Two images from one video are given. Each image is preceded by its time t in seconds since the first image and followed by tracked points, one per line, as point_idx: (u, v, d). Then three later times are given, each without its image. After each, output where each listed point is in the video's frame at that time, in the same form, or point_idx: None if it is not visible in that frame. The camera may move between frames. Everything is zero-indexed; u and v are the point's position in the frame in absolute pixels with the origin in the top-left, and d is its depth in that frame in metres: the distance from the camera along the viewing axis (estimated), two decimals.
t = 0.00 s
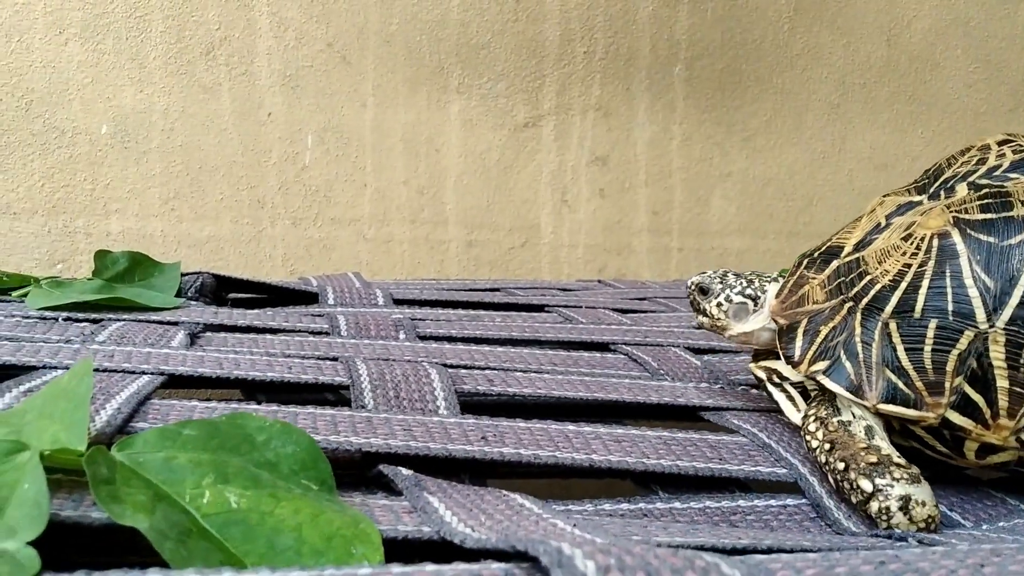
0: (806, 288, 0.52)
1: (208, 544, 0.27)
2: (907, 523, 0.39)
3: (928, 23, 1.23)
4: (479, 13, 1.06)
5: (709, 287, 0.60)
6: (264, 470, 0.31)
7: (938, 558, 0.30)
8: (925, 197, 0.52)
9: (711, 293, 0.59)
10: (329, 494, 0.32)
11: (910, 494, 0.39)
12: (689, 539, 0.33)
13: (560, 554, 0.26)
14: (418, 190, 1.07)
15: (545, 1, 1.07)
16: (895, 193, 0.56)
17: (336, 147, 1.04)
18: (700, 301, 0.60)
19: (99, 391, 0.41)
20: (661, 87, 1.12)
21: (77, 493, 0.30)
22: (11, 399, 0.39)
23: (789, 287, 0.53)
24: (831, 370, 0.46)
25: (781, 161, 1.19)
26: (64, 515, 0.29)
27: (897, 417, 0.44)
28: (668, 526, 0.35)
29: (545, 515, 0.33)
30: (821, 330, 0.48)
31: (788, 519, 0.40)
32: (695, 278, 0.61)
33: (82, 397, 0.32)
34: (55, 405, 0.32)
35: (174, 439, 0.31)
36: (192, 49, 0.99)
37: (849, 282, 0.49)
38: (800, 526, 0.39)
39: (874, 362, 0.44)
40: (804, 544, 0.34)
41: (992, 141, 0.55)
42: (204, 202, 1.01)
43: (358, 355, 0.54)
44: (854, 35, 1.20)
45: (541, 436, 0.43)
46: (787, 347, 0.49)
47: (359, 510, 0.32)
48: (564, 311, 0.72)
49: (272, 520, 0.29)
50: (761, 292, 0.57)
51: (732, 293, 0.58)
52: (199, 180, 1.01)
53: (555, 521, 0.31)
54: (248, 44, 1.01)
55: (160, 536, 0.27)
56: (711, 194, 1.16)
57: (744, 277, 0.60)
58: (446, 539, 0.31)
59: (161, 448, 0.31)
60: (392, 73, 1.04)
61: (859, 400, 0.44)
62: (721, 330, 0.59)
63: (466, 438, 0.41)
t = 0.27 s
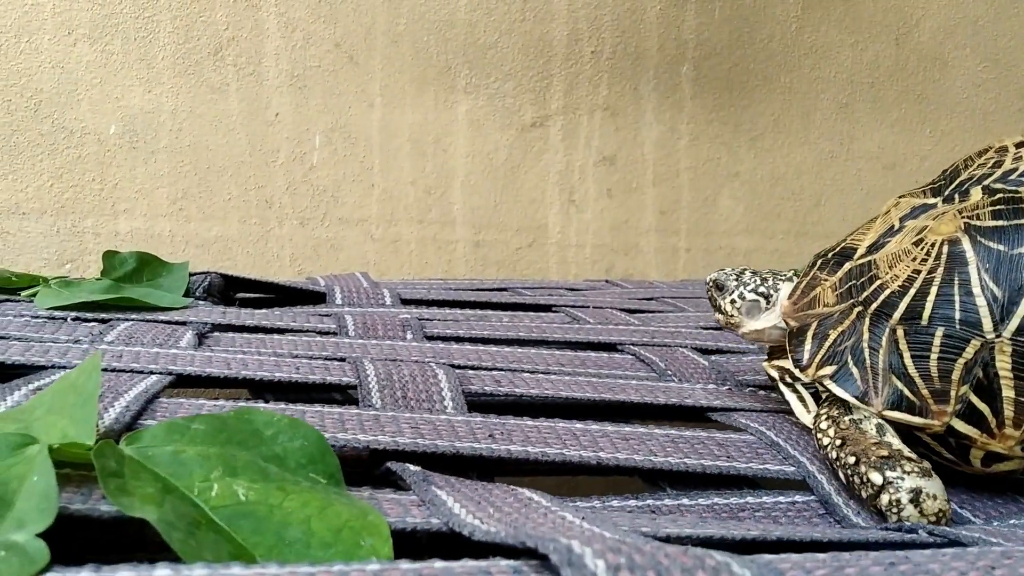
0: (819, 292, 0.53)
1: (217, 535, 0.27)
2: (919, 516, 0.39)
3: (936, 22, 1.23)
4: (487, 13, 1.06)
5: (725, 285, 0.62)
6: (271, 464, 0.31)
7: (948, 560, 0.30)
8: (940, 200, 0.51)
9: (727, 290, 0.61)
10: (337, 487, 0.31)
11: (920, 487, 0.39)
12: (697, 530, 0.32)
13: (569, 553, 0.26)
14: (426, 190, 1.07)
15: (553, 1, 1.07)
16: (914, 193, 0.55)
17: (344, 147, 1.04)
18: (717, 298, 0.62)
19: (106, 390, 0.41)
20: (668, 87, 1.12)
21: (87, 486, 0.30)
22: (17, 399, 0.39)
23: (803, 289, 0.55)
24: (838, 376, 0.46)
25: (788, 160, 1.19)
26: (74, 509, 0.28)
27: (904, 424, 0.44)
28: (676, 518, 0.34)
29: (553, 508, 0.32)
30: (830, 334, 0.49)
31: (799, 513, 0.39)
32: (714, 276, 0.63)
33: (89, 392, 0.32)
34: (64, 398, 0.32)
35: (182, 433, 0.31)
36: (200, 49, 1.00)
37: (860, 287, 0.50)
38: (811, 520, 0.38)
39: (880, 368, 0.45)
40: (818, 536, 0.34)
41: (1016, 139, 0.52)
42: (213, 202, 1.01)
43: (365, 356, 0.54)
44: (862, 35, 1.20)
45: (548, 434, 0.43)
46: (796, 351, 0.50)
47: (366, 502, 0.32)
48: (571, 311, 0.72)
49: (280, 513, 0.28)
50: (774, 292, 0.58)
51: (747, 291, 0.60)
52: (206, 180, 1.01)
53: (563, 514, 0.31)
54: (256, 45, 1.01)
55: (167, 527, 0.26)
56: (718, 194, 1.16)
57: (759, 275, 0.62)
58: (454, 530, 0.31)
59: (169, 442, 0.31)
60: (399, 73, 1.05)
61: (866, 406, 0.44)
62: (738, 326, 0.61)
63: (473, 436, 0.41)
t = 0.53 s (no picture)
0: (823, 291, 0.53)
1: (221, 533, 0.27)
2: (923, 514, 0.38)
3: (941, 21, 1.22)
4: (490, 13, 1.06)
5: (730, 277, 0.64)
6: (276, 461, 0.31)
7: (954, 559, 0.30)
8: (945, 200, 0.51)
9: (730, 282, 0.64)
10: (341, 485, 0.32)
11: (923, 484, 0.39)
12: (701, 528, 0.32)
13: (575, 550, 0.26)
14: (429, 190, 1.07)
15: (556, 1, 1.07)
16: (920, 193, 0.55)
17: (347, 146, 1.04)
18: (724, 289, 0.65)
19: (110, 389, 0.41)
20: (672, 87, 1.12)
21: (91, 484, 0.30)
22: (22, 397, 0.39)
23: (807, 288, 0.55)
24: (841, 375, 0.47)
25: (792, 160, 1.19)
26: (79, 505, 0.28)
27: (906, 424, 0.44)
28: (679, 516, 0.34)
29: (557, 506, 0.32)
30: (833, 333, 0.49)
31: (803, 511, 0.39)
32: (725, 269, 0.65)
33: (94, 389, 0.32)
34: (67, 396, 0.32)
35: (186, 431, 0.31)
36: (204, 50, 1.00)
37: (863, 286, 0.50)
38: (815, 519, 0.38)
39: (882, 368, 0.45)
40: (823, 533, 0.34)
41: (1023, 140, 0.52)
42: (217, 202, 1.01)
43: (369, 355, 0.54)
44: (866, 34, 1.20)
45: (552, 433, 0.43)
46: (799, 350, 0.50)
47: (371, 500, 0.32)
48: (575, 311, 0.72)
49: (284, 511, 0.28)
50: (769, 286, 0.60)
51: (748, 284, 0.62)
52: (210, 180, 1.01)
53: (567, 512, 0.31)
54: (260, 45, 1.01)
55: (172, 524, 0.26)
56: (722, 194, 1.16)
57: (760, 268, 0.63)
58: (459, 527, 0.31)
59: (174, 440, 0.30)
60: (402, 73, 1.05)
61: (868, 406, 0.44)
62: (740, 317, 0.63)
63: (476, 435, 0.41)
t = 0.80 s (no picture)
0: (824, 293, 0.54)
1: (222, 536, 0.27)
2: (924, 516, 0.39)
3: (942, 21, 1.22)
4: (492, 13, 1.06)
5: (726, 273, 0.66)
6: (278, 463, 0.31)
7: (955, 560, 0.30)
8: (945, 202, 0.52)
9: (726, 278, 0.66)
10: (343, 486, 0.32)
11: (924, 487, 0.39)
12: (702, 531, 0.32)
13: (576, 550, 0.26)
14: (431, 190, 1.07)
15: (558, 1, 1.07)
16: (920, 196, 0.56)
17: (348, 146, 1.04)
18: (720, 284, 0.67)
19: (112, 387, 0.41)
20: (673, 87, 1.12)
21: (93, 485, 0.30)
22: (24, 398, 0.39)
23: (808, 291, 0.55)
24: (841, 376, 0.47)
25: (794, 159, 1.19)
26: (80, 508, 0.29)
27: (906, 425, 0.44)
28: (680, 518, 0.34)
29: (558, 508, 0.32)
30: (833, 334, 0.50)
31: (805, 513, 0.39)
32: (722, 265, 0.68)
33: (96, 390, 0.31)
34: (70, 398, 0.32)
35: (188, 432, 0.31)
36: (206, 50, 1.00)
37: (864, 288, 0.50)
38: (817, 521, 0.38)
39: (883, 369, 0.45)
40: (823, 537, 0.34)
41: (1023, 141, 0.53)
42: (219, 202, 1.02)
43: (371, 354, 0.54)
44: (868, 34, 1.20)
45: (553, 433, 0.43)
46: (799, 352, 0.50)
47: (372, 502, 0.32)
48: (576, 311, 0.72)
49: (286, 513, 0.28)
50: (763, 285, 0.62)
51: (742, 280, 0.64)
52: (212, 179, 1.01)
53: (568, 514, 0.31)
54: (261, 44, 1.01)
55: (175, 526, 0.26)
56: (724, 193, 1.16)
57: (755, 264, 0.66)
58: (460, 530, 0.31)
59: (176, 441, 0.30)
60: (404, 73, 1.05)
61: (868, 408, 0.45)
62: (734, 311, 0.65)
63: (478, 434, 0.41)
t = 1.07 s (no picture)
0: (825, 296, 0.54)
1: (225, 532, 0.27)
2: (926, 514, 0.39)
3: (944, 22, 1.22)
4: (493, 13, 1.06)
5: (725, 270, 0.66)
6: (280, 460, 0.31)
7: (956, 560, 0.30)
8: (946, 204, 0.52)
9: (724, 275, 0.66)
10: (345, 484, 0.32)
11: (925, 485, 0.39)
12: (704, 528, 0.32)
13: (578, 550, 0.26)
14: (432, 190, 1.07)
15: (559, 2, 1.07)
16: (920, 198, 0.56)
17: (350, 147, 1.04)
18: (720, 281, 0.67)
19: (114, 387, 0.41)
20: (675, 87, 1.12)
21: (97, 483, 0.30)
22: (26, 398, 0.39)
23: (809, 293, 0.55)
24: (842, 379, 0.46)
25: (796, 160, 1.19)
26: (84, 505, 0.29)
27: (907, 427, 0.44)
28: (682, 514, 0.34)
29: (560, 506, 0.32)
30: (835, 337, 0.49)
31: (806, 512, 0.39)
32: (723, 262, 0.67)
33: (98, 390, 0.32)
34: (72, 397, 0.32)
35: (190, 430, 0.31)
36: (208, 50, 1.00)
37: (864, 291, 0.50)
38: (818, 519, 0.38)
39: (884, 372, 0.45)
40: (825, 534, 0.34)
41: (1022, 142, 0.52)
42: (221, 201, 1.02)
43: (372, 355, 0.54)
44: (869, 35, 1.20)
45: (554, 433, 0.43)
46: (800, 355, 0.50)
47: (375, 499, 0.32)
48: (578, 311, 0.72)
49: (288, 510, 0.28)
50: (759, 284, 0.62)
51: (739, 278, 0.64)
52: (214, 179, 1.01)
53: (570, 511, 0.31)
54: (263, 45, 1.01)
55: (177, 523, 0.26)
56: (725, 194, 1.16)
57: (754, 263, 0.65)
58: (462, 527, 0.31)
59: (177, 440, 0.30)
60: (406, 73, 1.05)
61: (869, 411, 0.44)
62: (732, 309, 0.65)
63: (479, 434, 0.41)
